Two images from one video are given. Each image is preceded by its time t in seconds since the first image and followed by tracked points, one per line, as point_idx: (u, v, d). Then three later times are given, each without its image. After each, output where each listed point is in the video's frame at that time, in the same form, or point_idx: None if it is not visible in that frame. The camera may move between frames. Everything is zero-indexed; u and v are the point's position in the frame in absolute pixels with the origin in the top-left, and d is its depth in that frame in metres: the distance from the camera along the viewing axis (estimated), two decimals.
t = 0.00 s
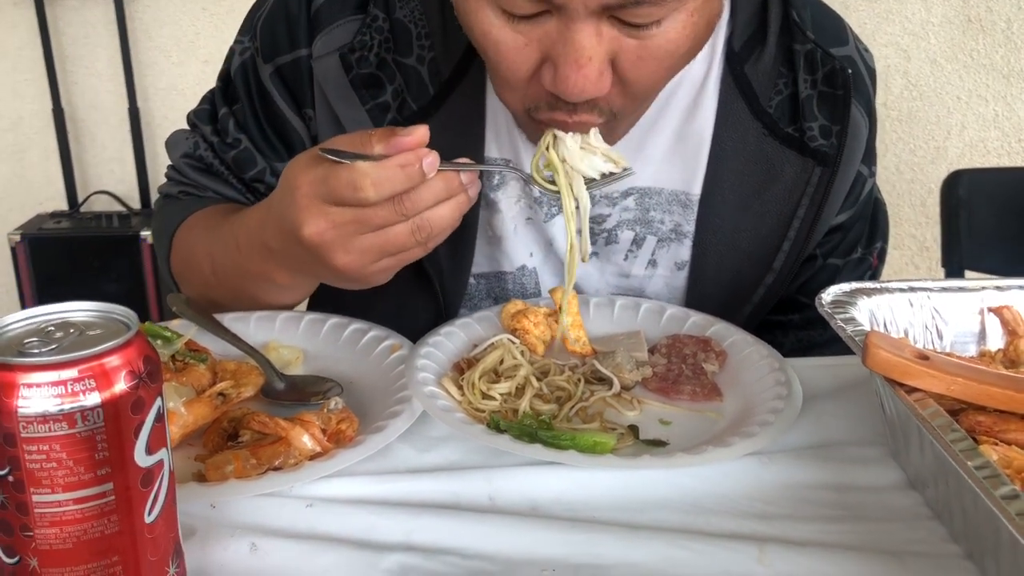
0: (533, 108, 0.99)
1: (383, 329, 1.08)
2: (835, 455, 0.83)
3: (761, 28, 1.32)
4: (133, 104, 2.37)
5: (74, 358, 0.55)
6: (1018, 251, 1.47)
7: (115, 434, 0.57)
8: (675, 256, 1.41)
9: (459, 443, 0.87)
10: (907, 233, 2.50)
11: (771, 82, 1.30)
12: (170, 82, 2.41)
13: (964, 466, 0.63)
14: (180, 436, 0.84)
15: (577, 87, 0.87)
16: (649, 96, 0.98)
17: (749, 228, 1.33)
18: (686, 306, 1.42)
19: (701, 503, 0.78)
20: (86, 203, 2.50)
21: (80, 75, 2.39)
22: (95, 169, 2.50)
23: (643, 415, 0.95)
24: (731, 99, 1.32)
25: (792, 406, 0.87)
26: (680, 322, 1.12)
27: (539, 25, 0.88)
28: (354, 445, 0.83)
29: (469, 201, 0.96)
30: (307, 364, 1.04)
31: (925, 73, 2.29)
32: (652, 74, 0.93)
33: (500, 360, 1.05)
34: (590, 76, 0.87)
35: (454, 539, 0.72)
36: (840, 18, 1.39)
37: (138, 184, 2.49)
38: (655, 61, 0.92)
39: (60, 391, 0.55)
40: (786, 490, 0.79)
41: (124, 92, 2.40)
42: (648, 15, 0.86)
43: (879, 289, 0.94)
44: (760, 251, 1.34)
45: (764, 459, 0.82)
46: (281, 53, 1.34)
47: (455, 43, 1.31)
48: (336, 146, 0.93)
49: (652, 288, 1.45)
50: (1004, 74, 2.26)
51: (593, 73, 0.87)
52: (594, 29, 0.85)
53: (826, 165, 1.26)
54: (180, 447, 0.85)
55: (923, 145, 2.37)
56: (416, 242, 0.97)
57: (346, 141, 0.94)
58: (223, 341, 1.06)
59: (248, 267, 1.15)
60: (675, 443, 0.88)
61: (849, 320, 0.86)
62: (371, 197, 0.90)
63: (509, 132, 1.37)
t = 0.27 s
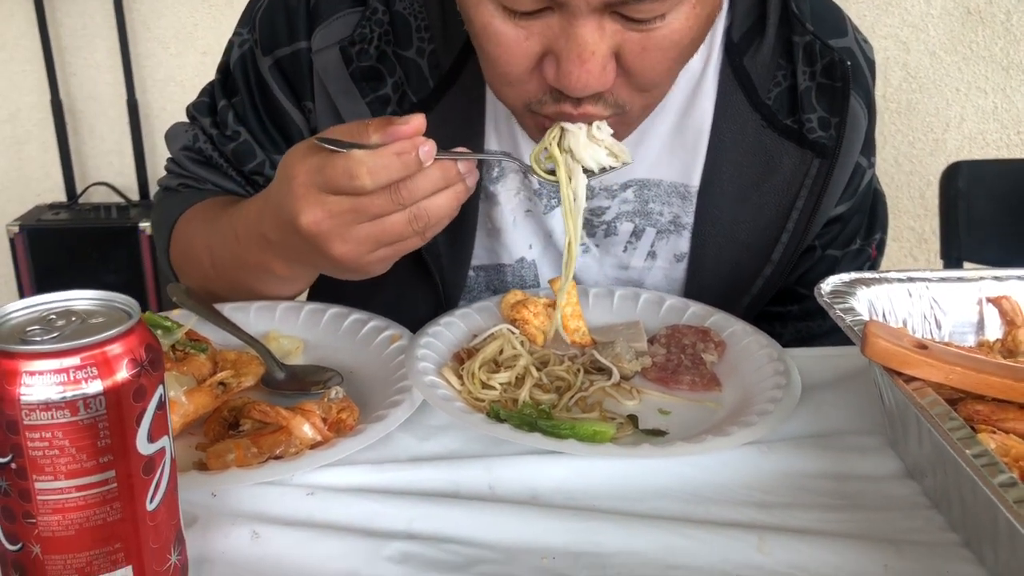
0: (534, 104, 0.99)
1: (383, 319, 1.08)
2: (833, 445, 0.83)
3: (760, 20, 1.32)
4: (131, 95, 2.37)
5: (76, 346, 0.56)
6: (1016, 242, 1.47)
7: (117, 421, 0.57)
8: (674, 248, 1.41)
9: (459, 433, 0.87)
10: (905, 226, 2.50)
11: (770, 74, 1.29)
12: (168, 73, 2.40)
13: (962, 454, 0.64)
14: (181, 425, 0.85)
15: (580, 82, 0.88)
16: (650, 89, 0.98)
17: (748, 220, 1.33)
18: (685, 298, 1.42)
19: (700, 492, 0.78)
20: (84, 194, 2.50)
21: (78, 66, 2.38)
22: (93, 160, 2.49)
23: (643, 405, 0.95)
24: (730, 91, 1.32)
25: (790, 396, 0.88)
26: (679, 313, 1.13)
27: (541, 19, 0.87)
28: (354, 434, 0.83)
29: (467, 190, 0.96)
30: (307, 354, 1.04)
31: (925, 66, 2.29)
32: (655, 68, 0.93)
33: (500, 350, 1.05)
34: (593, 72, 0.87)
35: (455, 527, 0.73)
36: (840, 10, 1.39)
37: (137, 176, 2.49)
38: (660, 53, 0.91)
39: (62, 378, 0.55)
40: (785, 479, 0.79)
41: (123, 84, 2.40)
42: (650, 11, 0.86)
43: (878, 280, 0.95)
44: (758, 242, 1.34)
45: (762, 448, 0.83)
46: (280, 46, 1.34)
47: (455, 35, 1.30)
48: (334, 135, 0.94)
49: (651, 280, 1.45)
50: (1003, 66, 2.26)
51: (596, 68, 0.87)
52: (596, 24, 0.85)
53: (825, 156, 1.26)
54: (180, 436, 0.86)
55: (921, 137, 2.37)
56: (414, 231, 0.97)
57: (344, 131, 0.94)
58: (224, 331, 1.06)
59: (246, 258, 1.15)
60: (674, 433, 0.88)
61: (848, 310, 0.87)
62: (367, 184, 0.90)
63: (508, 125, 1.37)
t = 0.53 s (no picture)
0: (541, 94, 0.98)
1: (386, 307, 1.08)
2: (836, 434, 0.83)
3: (763, 11, 1.31)
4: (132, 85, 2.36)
5: (81, 329, 0.55)
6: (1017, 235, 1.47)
7: (121, 405, 0.57)
8: (676, 239, 1.41)
9: (463, 420, 0.87)
10: (907, 219, 2.50)
11: (774, 65, 1.29)
12: (169, 63, 2.40)
13: (967, 441, 0.64)
14: (184, 412, 0.85)
15: (588, 69, 0.88)
16: (657, 78, 0.98)
17: (751, 211, 1.33)
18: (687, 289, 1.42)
19: (703, 480, 0.78)
20: (85, 184, 2.50)
21: (79, 55, 2.37)
22: (94, 150, 2.49)
23: (646, 393, 0.95)
24: (733, 82, 1.31)
25: (794, 385, 0.88)
26: (682, 303, 1.13)
27: (545, 7, 0.87)
28: (358, 421, 0.83)
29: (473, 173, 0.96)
30: (309, 342, 1.04)
31: (927, 58, 2.28)
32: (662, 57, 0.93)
33: (503, 338, 1.05)
34: (600, 58, 0.87)
35: (459, 514, 0.73)
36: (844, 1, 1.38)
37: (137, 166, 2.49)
38: (666, 40, 0.91)
39: (67, 361, 0.55)
40: (789, 467, 0.79)
41: (124, 73, 2.39)
42: None
43: (882, 269, 0.94)
44: (761, 233, 1.34)
45: (765, 437, 0.83)
46: (282, 35, 1.33)
47: (458, 25, 1.30)
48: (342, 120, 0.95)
49: (654, 271, 1.45)
50: (1005, 59, 2.26)
51: (604, 54, 0.87)
52: (603, 10, 0.85)
53: (828, 148, 1.26)
54: (183, 422, 0.86)
55: (923, 130, 2.37)
56: (421, 215, 0.96)
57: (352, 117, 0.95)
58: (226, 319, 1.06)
59: (251, 246, 1.15)
60: (677, 421, 0.89)
61: (852, 299, 0.87)
62: (375, 165, 0.90)
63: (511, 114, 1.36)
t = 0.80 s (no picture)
0: (543, 92, 0.98)
1: (387, 298, 1.08)
2: (838, 426, 0.83)
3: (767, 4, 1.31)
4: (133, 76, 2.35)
5: (82, 316, 0.55)
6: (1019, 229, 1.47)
7: (123, 391, 0.57)
8: (679, 233, 1.41)
9: (464, 411, 0.87)
10: (909, 214, 2.50)
11: (778, 58, 1.29)
12: (170, 55, 2.39)
13: (969, 433, 0.64)
14: (185, 401, 0.84)
15: (590, 66, 0.87)
16: (662, 72, 0.97)
17: (754, 204, 1.33)
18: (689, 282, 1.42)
19: (704, 471, 0.78)
20: (86, 175, 2.49)
21: (80, 46, 2.37)
22: (95, 141, 2.48)
23: (648, 385, 0.95)
24: (737, 75, 1.30)
25: (795, 377, 0.88)
26: (684, 295, 1.12)
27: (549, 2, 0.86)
28: (360, 411, 0.83)
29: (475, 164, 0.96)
30: (311, 332, 1.04)
31: (930, 53, 2.28)
32: (665, 53, 0.92)
33: (504, 330, 1.05)
34: (602, 55, 0.87)
35: (460, 503, 0.73)
36: None
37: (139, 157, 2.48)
38: (666, 38, 0.90)
39: (68, 347, 0.54)
40: (790, 459, 0.79)
41: (125, 65, 2.38)
42: None
43: (885, 262, 0.94)
44: (764, 227, 1.33)
45: (767, 429, 0.83)
46: (284, 25, 1.33)
47: (460, 16, 1.29)
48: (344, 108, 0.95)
49: (656, 265, 1.45)
50: (1008, 54, 2.25)
51: (606, 52, 0.87)
52: (606, 8, 0.84)
53: (832, 142, 1.25)
54: (184, 412, 0.85)
55: (926, 125, 2.36)
56: (421, 204, 0.96)
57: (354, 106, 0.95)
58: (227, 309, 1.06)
59: (251, 234, 1.14)
60: (679, 413, 0.88)
61: (855, 291, 0.86)
62: (376, 152, 0.89)
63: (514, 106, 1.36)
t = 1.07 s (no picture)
0: (549, 100, 0.98)
1: (390, 301, 1.08)
2: (839, 429, 0.83)
3: (771, 6, 1.31)
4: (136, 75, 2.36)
5: (89, 320, 0.55)
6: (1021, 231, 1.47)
7: (129, 396, 0.57)
8: (681, 235, 1.41)
9: (467, 413, 0.88)
10: (911, 215, 2.50)
11: (781, 61, 1.29)
12: (174, 54, 2.39)
13: (971, 440, 0.64)
14: (189, 402, 0.85)
15: (595, 74, 0.87)
16: (666, 77, 0.97)
17: (756, 207, 1.33)
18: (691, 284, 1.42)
19: (706, 475, 0.78)
20: (89, 173, 2.50)
21: (84, 45, 2.37)
22: (97, 139, 2.49)
23: (650, 389, 0.95)
24: (740, 77, 1.31)
25: (797, 381, 0.88)
26: (687, 297, 1.13)
27: (556, 11, 0.86)
28: (364, 413, 0.83)
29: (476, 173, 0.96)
30: (314, 334, 1.04)
31: (933, 54, 2.27)
32: (670, 61, 0.93)
33: (507, 332, 1.05)
34: (608, 63, 0.87)
35: (463, 506, 0.73)
36: None
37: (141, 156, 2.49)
38: (672, 47, 0.90)
39: (75, 352, 0.55)
40: (791, 463, 0.80)
41: (128, 63, 2.39)
42: (665, 3, 0.84)
43: (888, 266, 0.95)
44: (766, 229, 1.34)
45: (769, 432, 0.83)
46: (288, 26, 1.33)
47: (464, 18, 1.30)
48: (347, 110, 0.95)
49: (658, 266, 1.45)
50: (1011, 55, 2.25)
51: (611, 60, 0.87)
52: (611, 15, 0.85)
53: (835, 145, 1.26)
54: (188, 413, 0.86)
55: (928, 126, 2.36)
56: (421, 210, 0.96)
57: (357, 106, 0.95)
58: (231, 310, 1.06)
59: (252, 233, 1.15)
60: (681, 416, 0.89)
61: (857, 295, 0.87)
62: (377, 156, 0.90)
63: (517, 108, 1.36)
